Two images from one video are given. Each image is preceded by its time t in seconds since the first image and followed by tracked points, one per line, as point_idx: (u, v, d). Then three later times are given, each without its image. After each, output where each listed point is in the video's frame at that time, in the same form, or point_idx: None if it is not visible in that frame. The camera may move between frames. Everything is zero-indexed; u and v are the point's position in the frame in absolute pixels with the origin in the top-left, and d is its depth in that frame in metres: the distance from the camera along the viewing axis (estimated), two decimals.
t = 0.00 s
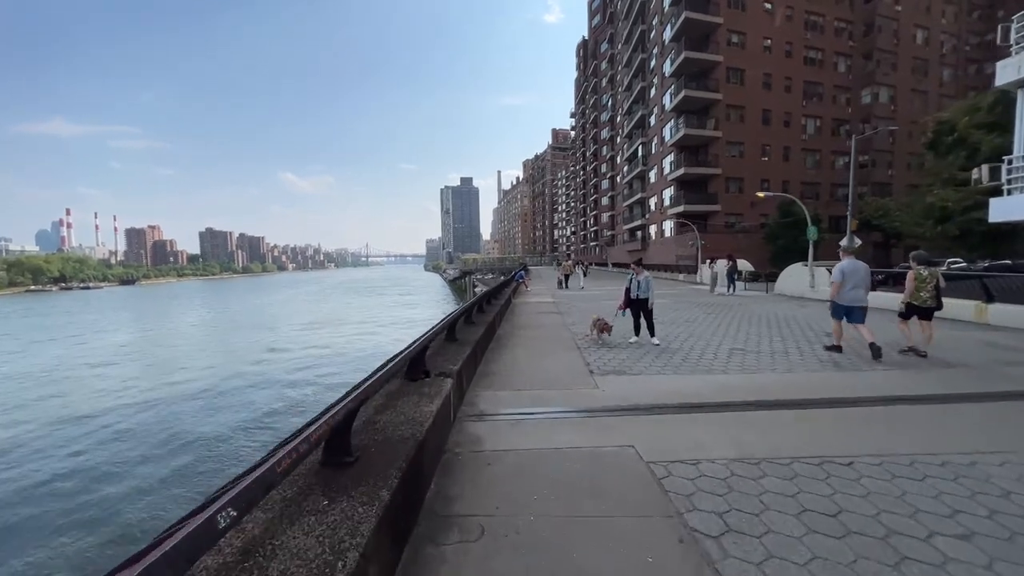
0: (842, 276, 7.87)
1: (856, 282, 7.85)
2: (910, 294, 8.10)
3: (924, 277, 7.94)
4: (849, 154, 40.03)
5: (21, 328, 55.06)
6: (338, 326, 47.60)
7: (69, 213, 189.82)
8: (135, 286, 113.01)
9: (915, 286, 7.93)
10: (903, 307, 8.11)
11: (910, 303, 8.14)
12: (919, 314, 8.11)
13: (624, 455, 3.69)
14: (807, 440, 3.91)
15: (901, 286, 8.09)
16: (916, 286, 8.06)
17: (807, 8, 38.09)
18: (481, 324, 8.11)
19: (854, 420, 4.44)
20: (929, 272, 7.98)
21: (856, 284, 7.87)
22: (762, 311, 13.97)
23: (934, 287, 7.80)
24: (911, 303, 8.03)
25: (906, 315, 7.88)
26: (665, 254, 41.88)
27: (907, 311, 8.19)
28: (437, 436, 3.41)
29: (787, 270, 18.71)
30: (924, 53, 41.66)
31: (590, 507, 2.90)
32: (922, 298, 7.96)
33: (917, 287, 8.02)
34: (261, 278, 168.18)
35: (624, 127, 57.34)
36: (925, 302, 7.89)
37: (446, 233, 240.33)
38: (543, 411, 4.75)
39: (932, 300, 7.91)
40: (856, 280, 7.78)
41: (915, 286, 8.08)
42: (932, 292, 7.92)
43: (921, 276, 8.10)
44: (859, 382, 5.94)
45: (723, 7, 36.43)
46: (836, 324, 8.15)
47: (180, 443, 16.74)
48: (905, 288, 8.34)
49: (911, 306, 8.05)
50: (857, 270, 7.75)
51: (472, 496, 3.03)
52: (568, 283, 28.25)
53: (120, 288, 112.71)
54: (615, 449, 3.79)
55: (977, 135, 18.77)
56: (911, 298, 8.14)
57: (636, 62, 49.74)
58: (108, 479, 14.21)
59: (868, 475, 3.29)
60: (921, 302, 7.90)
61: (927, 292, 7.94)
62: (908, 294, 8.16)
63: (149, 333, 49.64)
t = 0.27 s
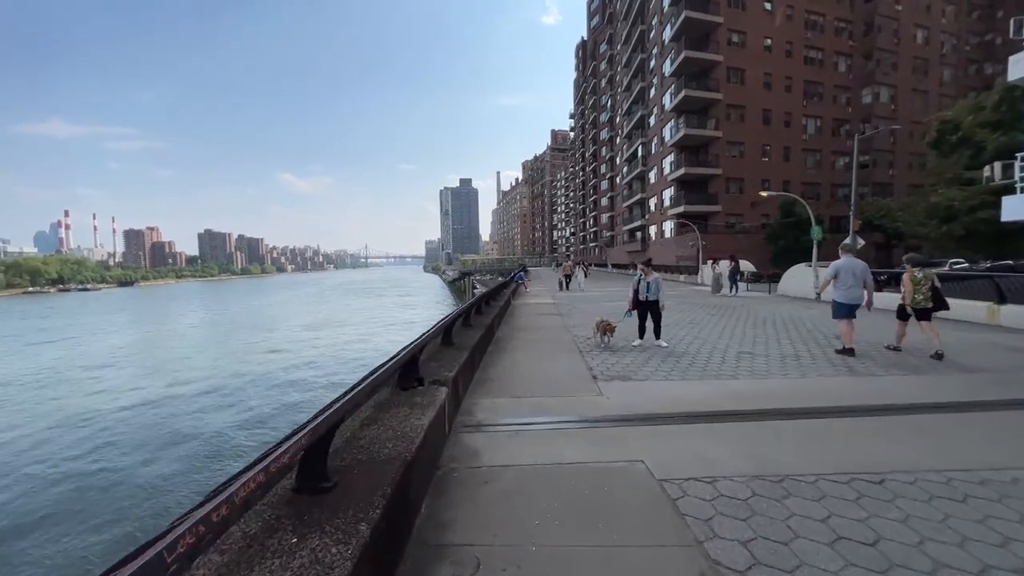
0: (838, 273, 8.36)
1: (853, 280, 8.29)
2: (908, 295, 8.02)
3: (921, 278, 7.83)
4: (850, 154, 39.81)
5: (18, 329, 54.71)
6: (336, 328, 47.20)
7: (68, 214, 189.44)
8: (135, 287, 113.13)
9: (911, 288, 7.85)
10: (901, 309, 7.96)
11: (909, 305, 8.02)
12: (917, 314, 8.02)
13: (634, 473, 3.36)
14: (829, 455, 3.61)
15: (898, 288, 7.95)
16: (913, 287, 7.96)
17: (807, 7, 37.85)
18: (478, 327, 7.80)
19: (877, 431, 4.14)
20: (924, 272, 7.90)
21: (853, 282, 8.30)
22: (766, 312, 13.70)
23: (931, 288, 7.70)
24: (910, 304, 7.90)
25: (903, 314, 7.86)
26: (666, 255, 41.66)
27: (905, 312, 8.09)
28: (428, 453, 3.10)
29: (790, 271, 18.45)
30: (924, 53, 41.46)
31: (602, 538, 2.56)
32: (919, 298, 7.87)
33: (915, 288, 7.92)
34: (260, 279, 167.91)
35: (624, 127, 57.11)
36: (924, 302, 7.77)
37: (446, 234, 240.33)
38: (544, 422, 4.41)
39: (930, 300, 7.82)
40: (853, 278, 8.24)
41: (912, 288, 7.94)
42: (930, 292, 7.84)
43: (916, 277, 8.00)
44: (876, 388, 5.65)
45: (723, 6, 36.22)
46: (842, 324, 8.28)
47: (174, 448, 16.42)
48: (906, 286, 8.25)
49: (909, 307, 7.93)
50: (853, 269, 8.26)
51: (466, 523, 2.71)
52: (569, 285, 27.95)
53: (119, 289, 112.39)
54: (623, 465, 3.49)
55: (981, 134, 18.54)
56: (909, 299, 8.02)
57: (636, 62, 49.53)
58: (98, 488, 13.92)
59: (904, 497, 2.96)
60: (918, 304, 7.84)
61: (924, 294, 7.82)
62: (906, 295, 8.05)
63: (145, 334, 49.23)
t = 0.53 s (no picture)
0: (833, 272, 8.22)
1: (847, 278, 8.18)
2: (897, 289, 8.33)
3: (911, 273, 8.19)
4: (847, 151, 39.73)
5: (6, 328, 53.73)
6: (330, 326, 46.64)
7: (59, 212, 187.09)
8: (127, 286, 111.69)
9: (901, 281, 8.18)
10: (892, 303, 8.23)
11: (898, 299, 8.29)
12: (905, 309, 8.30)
13: (641, 489, 3.06)
14: (852, 468, 3.31)
15: (890, 282, 8.22)
16: (902, 282, 8.26)
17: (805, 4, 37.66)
18: (473, 327, 7.47)
19: (899, 441, 3.84)
20: (913, 268, 8.25)
21: (849, 280, 8.17)
22: (767, 311, 13.41)
23: (921, 282, 8.02)
24: (901, 298, 8.17)
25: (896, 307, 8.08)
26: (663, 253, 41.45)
27: (896, 307, 8.34)
28: (411, 468, 2.77)
29: (790, 268, 18.21)
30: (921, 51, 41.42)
31: (608, 567, 2.26)
32: (909, 293, 8.17)
33: (904, 283, 8.22)
34: (255, 277, 166.44)
35: (621, 124, 56.86)
36: (914, 296, 8.06)
37: (442, 232, 239.18)
38: (541, 430, 4.10)
39: (918, 295, 8.17)
40: (848, 276, 8.13)
41: (902, 283, 8.25)
42: (919, 287, 8.16)
43: (905, 273, 8.35)
44: (892, 391, 5.35)
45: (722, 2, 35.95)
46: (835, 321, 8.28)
47: (162, 449, 16.01)
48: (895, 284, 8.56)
49: (900, 301, 8.19)
50: (849, 266, 8.12)
51: (452, 550, 2.39)
52: (567, 284, 27.63)
53: (110, 288, 110.85)
54: (628, 479, 3.17)
55: (983, 131, 18.35)
56: (898, 294, 8.30)
57: (633, 58, 49.24)
58: (77, 493, 13.39)
59: (946, 519, 2.65)
60: (906, 296, 8.12)
61: (914, 288, 8.12)
62: (895, 290, 8.35)
63: (136, 333, 48.43)
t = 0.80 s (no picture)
0: (827, 273, 8.19)
1: (841, 278, 8.17)
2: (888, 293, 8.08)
3: (902, 277, 7.91)
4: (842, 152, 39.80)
5: None
6: (324, 328, 46.00)
7: (50, 212, 184.88)
8: (118, 287, 110.12)
9: (892, 285, 7.90)
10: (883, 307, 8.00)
11: (890, 303, 8.06)
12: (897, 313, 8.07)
13: (648, 524, 2.73)
14: (878, 502, 3.00)
15: (881, 287, 7.98)
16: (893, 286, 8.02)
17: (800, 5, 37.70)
18: (466, 334, 7.13)
19: (923, 463, 3.56)
20: (906, 271, 7.95)
21: (842, 280, 8.17)
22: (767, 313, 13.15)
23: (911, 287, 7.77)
24: (892, 303, 7.94)
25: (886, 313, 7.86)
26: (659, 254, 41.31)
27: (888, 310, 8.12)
28: (390, 508, 2.43)
29: (788, 270, 17.98)
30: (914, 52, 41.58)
31: None
32: (900, 297, 7.93)
33: (896, 288, 7.97)
34: (248, 278, 164.73)
35: (616, 125, 56.78)
36: (905, 301, 7.83)
37: (438, 233, 238.33)
38: (537, 450, 3.77)
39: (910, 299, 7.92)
40: (841, 277, 8.14)
41: (893, 287, 8.00)
42: (911, 292, 7.91)
43: (898, 276, 8.07)
44: (907, 402, 5.08)
45: (717, 3, 35.87)
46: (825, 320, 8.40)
47: (147, 456, 15.53)
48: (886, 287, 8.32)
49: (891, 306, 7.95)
50: (842, 267, 8.11)
51: None
52: (564, 285, 27.30)
53: (101, 289, 109.21)
54: (633, 513, 2.85)
55: (980, 131, 18.23)
56: (889, 298, 8.07)
57: (628, 59, 49.16)
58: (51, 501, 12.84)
59: (997, 562, 2.35)
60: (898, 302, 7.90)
61: (905, 293, 7.88)
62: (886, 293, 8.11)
63: (125, 335, 47.52)
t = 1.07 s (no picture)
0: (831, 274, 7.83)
1: (843, 278, 7.85)
2: (889, 289, 8.16)
3: (903, 273, 7.99)
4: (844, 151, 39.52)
5: None
6: (322, 329, 45.60)
7: (49, 212, 184.20)
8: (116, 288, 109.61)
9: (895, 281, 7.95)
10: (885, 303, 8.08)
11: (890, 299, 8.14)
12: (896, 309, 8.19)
13: (669, 555, 2.40)
14: (927, 529, 2.68)
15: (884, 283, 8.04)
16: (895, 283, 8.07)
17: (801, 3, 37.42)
18: (465, 334, 6.80)
19: (971, 481, 3.22)
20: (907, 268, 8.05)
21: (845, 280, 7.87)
22: (774, 314, 12.82)
23: (914, 284, 7.87)
24: (894, 299, 8.02)
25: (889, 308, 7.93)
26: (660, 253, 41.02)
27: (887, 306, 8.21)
28: (377, 538, 2.12)
29: (794, 269, 17.68)
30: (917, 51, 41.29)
31: None
32: (901, 294, 8.03)
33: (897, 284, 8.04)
34: (247, 279, 164.06)
35: (617, 124, 56.49)
36: (907, 298, 7.91)
37: (437, 233, 237.77)
38: (542, 465, 3.44)
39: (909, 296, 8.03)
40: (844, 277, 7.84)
41: (895, 283, 8.06)
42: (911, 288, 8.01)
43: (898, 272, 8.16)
44: (936, 408, 4.75)
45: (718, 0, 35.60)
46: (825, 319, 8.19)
47: (139, 457, 15.19)
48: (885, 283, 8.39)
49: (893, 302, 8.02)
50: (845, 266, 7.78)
51: None
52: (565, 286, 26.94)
53: (100, 289, 108.76)
54: (654, 539, 2.53)
55: (988, 128, 17.93)
56: (890, 294, 8.15)
57: (628, 58, 48.88)
58: (40, 505, 12.46)
59: None
60: (900, 298, 7.99)
61: (907, 289, 7.97)
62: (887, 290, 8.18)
63: (122, 336, 47.08)
